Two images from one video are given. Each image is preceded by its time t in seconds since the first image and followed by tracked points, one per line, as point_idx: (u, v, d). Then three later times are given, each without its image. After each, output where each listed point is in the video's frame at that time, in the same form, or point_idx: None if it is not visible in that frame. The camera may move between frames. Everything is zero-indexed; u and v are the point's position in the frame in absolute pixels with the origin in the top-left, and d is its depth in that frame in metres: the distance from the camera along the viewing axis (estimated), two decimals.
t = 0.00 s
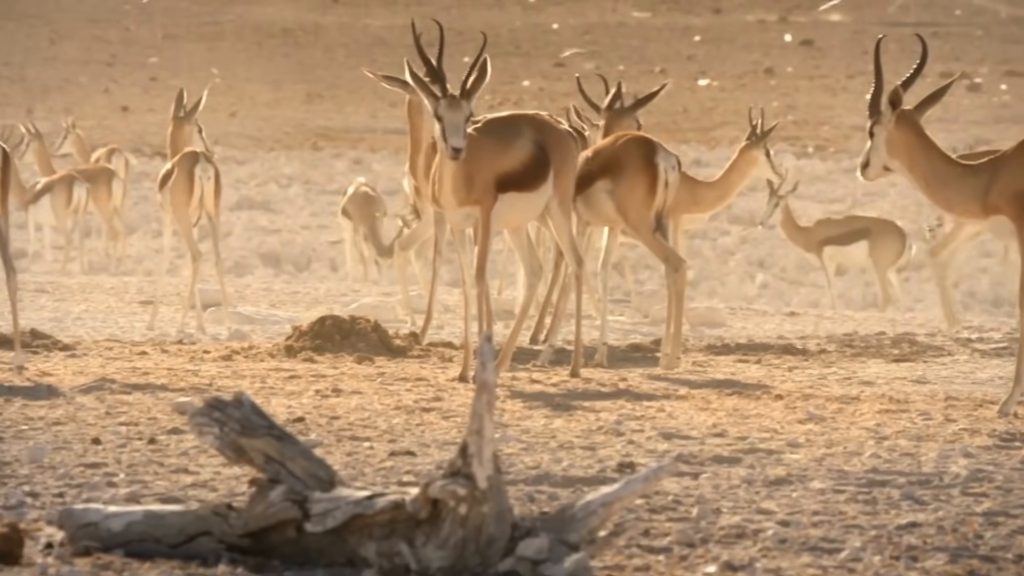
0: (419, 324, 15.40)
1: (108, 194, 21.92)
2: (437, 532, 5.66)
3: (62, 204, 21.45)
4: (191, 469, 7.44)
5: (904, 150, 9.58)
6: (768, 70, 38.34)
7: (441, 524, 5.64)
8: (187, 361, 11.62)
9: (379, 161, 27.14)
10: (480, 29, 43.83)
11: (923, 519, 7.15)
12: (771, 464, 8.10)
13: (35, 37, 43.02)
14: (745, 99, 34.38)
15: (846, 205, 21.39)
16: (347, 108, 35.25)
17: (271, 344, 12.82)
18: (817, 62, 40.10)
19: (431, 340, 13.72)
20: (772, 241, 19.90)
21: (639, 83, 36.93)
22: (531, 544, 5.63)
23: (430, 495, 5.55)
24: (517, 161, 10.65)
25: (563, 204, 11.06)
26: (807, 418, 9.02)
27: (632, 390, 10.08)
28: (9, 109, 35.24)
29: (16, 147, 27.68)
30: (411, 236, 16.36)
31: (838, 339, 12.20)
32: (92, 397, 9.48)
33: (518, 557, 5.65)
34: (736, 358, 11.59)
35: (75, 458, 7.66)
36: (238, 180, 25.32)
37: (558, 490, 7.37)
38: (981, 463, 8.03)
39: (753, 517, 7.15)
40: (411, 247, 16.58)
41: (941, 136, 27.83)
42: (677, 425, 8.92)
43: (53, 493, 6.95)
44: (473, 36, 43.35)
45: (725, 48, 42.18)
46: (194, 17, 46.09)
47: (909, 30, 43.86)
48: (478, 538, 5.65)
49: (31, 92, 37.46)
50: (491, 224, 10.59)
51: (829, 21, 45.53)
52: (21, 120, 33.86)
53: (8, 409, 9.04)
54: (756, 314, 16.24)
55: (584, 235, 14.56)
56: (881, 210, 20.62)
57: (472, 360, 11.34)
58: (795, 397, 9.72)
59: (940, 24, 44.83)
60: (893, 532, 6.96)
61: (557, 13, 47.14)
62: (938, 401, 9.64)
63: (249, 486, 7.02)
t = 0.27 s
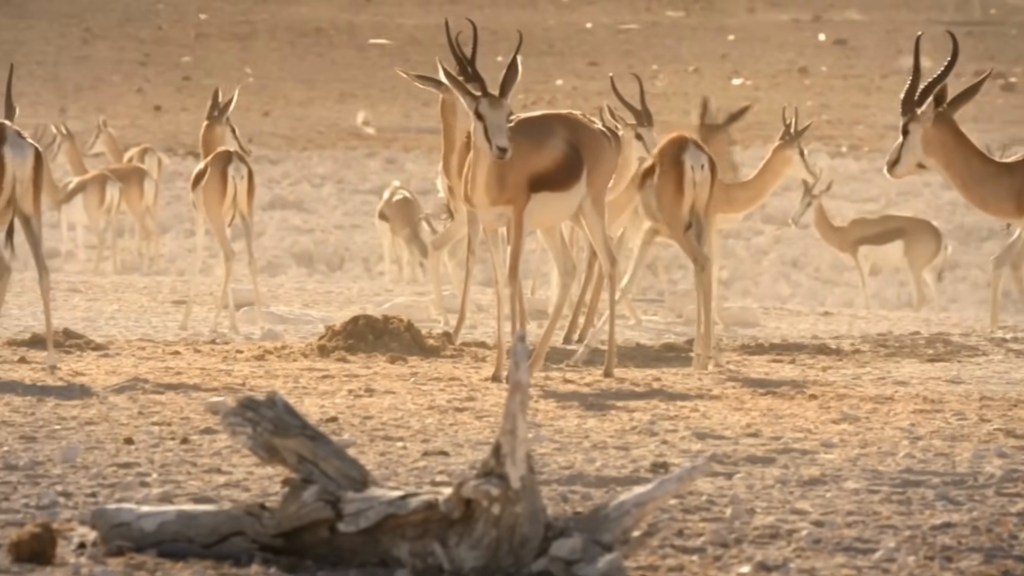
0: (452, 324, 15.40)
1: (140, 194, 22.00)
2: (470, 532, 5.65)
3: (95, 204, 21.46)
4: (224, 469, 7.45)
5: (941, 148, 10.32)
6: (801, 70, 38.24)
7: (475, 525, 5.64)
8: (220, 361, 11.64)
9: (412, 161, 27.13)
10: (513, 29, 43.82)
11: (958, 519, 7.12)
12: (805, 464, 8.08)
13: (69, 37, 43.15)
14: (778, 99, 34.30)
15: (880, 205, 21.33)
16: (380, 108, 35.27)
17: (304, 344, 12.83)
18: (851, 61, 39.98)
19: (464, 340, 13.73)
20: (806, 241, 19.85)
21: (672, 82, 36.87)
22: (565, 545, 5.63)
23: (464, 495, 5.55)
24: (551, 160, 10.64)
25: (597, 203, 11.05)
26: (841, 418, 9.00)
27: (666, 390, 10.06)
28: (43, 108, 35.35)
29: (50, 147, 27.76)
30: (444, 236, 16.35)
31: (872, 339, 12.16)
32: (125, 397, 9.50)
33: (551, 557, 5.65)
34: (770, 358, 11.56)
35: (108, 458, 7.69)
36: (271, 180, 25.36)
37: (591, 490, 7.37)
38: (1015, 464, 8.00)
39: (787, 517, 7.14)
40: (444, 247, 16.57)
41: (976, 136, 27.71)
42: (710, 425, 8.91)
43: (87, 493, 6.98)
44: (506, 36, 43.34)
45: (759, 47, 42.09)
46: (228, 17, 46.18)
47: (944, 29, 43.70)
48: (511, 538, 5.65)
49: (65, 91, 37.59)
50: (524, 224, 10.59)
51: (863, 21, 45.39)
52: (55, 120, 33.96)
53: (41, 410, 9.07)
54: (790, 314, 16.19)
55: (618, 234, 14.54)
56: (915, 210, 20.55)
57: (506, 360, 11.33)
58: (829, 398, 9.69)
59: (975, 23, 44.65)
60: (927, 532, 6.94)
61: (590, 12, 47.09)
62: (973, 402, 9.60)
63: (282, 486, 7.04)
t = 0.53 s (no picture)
0: (481, 324, 15.41)
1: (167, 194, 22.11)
2: (500, 532, 5.65)
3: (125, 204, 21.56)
4: (253, 469, 7.47)
5: (971, 146, 10.34)
6: (832, 69, 38.14)
7: (504, 525, 5.64)
8: (250, 361, 11.66)
9: (441, 160, 27.14)
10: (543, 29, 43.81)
11: (989, 519, 7.10)
12: (835, 464, 8.07)
13: (99, 37, 43.29)
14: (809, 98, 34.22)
15: (910, 205, 21.26)
16: (410, 107, 35.30)
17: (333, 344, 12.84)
18: (882, 61, 39.88)
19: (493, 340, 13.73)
20: (836, 241, 19.80)
21: (702, 82, 36.82)
22: (594, 545, 5.63)
23: (493, 495, 5.55)
24: (581, 159, 10.64)
25: (626, 203, 11.05)
26: (871, 418, 8.97)
27: (696, 390, 10.05)
28: (74, 108, 35.45)
29: (80, 148, 27.83)
30: (473, 236, 16.35)
31: (903, 339, 12.13)
32: (154, 397, 9.53)
33: (581, 557, 5.65)
34: (800, 358, 11.53)
35: (137, 458, 7.71)
36: (301, 179, 25.39)
37: (621, 490, 7.36)
38: None
39: (817, 517, 7.12)
40: (474, 247, 16.57)
41: (1007, 135, 27.60)
42: (740, 425, 8.89)
43: (116, 493, 7.00)
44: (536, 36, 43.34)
45: (789, 46, 42.00)
46: (258, 17, 46.26)
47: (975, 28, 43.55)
48: (541, 538, 5.65)
49: (95, 91, 37.70)
50: (553, 224, 10.59)
51: (894, 20, 45.26)
52: (86, 120, 34.06)
53: (70, 409, 9.10)
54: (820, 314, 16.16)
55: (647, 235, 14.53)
56: (945, 210, 20.48)
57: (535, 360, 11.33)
58: (859, 398, 9.66)
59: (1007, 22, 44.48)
60: (957, 532, 6.91)
61: (620, 11, 47.05)
62: (1004, 401, 9.56)
63: (311, 486, 7.05)
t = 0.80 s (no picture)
0: (505, 323, 15.42)
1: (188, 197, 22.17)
2: (524, 532, 5.66)
3: (149, 204, 21.59)
4: (277, 469, 7.49)
5: (996, 146, 10.70)
6: (856, 69, 38.06)
7: (528, 524, 5.65)
8: (275, 360, 11.68)
9: (465, 160, 27.14)
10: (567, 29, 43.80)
11: (1014, 519, 7.08)
12: (859, 464, 8.05)
13: (124, 36, 43.39)
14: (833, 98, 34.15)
15: (934, 205, 21.22)
16: (433, 107, 35.32)
17: (357, 344, 12.86)
18: (906, 61, 39.79)
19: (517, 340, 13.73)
20: (860, 241, 19.77)
21: (726, 82, 36.77)
22: (618, 544, 5.64)
23: (517, 494, 5.56)
24: (606, 160, 10.65)
25: (651, 203, 11.05)
26: (895, 418, 8.96)
27: (720, 390, 10.04)
28: (98, 108, 35.53)
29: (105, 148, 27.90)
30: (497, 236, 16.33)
31: (927, 339, 12.11)
32: (179, 397, 9.56)
33: (605, 557, 5.66)
34: (824, 358, 11.51)
35: (161, 458, 7.73)
36: (325, 179, 25.42)
37: (645, 490, 7.36)
38: None
39: (841, 517, 7.12)
40: (498, 247, 16.55)
41: None
42: (764, 425, 8.88)
43: (140, 493, 7.02)
44: (560, 36, 43.34)
45: (814, 46, 41.93)
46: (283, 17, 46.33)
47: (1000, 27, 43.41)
48: (565, 538, 5.66)
49: (120, 91, 37.79)
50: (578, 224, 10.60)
51: (919, 20, 45.14)
52: (111, 120, 34.14)
53: (95, 409, 9.13)
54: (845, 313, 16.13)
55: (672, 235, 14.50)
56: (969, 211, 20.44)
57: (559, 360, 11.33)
58: (883, 398, 9.65)
59: None
60: (982, 532, 6.90)
61: (645, 11, 47.02)
62: None
63: (335, 486, 7.07)
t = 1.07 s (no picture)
0: (533, 323, 15.43)
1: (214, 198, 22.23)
2: (552, 532, 5.69)
3: (178, 204, 21.62)
4: (306, 468, 7.52)
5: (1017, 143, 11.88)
6: (885, 69, 37.98)
7: (557, 524, 5.67)
8: (302, 360, 11.70)
9: (493, 160, 27.15)
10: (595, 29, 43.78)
11: None
12: (888, 464, 8.04)
13: (153, 37, 43.50)
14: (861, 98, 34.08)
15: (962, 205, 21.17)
16: (461, 107, 35.34)
17: (385, 343, 12.87)
18: (935, 60, 39.69)
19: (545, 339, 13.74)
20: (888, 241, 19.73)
21: (754, 82, 36.73)
22: (646, 544, 5.66)
23: (546, 494, 5.57)
24: (634, 160, 10.66)
25: (678, 203, 11.03)
26: (923, 418, 8.94)
27: (749, 389, 10.04)
28: (127, 108, 35.62)
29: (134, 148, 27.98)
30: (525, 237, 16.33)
31: (956, 339, 12.09)
32: (208, 397, 9.59)
33: (633, 557, 5.68)
34: (853, 358, 11.50)
35: (190, 457, 7.77)
36: (353, 179, 25.45)
37: (673, 490, 7.36)
38: None
39: (869, 517, 7.11)
40: (526, 247, 16.55)
41: None
42: (792, 425, 8.87)
43: (169, 493, 7.06)
44: (589, 36, 43.34)
45: (842, 45, 41.85)
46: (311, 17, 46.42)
47: None
48: (593, 538, 5.67)
49: (149, 91, 37.89)
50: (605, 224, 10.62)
51: (948, 19, 45.03)
52: (139, 120, 34.23)
53: (123, 409, 9.17)
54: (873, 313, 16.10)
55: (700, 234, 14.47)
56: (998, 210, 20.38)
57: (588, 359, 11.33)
58: (912, 397, 9.63)
59: None
60: (1011, 532, 6.89)
61: (673, 11, 46.98)
62: None
63: (363, 485, 7.10)
